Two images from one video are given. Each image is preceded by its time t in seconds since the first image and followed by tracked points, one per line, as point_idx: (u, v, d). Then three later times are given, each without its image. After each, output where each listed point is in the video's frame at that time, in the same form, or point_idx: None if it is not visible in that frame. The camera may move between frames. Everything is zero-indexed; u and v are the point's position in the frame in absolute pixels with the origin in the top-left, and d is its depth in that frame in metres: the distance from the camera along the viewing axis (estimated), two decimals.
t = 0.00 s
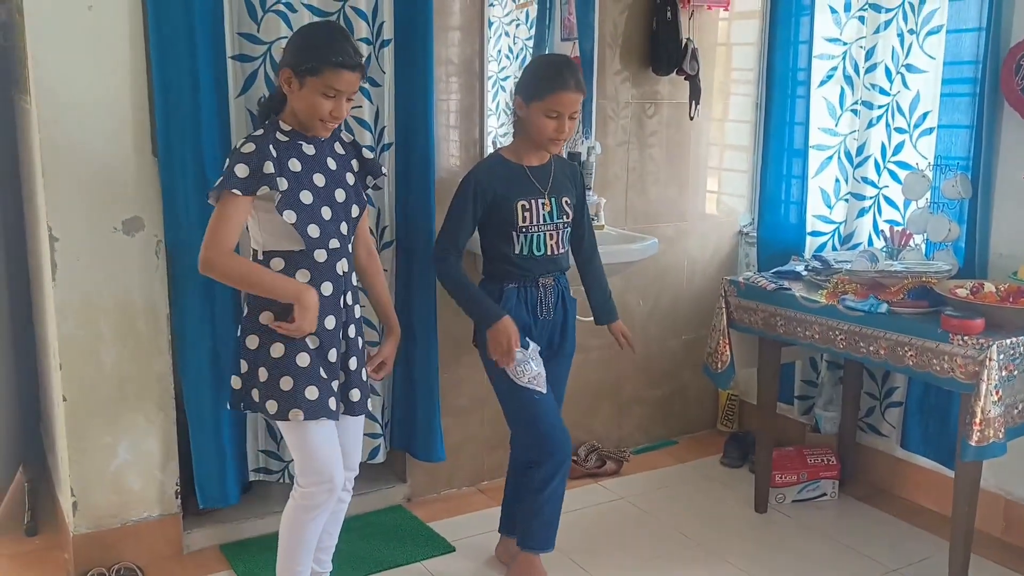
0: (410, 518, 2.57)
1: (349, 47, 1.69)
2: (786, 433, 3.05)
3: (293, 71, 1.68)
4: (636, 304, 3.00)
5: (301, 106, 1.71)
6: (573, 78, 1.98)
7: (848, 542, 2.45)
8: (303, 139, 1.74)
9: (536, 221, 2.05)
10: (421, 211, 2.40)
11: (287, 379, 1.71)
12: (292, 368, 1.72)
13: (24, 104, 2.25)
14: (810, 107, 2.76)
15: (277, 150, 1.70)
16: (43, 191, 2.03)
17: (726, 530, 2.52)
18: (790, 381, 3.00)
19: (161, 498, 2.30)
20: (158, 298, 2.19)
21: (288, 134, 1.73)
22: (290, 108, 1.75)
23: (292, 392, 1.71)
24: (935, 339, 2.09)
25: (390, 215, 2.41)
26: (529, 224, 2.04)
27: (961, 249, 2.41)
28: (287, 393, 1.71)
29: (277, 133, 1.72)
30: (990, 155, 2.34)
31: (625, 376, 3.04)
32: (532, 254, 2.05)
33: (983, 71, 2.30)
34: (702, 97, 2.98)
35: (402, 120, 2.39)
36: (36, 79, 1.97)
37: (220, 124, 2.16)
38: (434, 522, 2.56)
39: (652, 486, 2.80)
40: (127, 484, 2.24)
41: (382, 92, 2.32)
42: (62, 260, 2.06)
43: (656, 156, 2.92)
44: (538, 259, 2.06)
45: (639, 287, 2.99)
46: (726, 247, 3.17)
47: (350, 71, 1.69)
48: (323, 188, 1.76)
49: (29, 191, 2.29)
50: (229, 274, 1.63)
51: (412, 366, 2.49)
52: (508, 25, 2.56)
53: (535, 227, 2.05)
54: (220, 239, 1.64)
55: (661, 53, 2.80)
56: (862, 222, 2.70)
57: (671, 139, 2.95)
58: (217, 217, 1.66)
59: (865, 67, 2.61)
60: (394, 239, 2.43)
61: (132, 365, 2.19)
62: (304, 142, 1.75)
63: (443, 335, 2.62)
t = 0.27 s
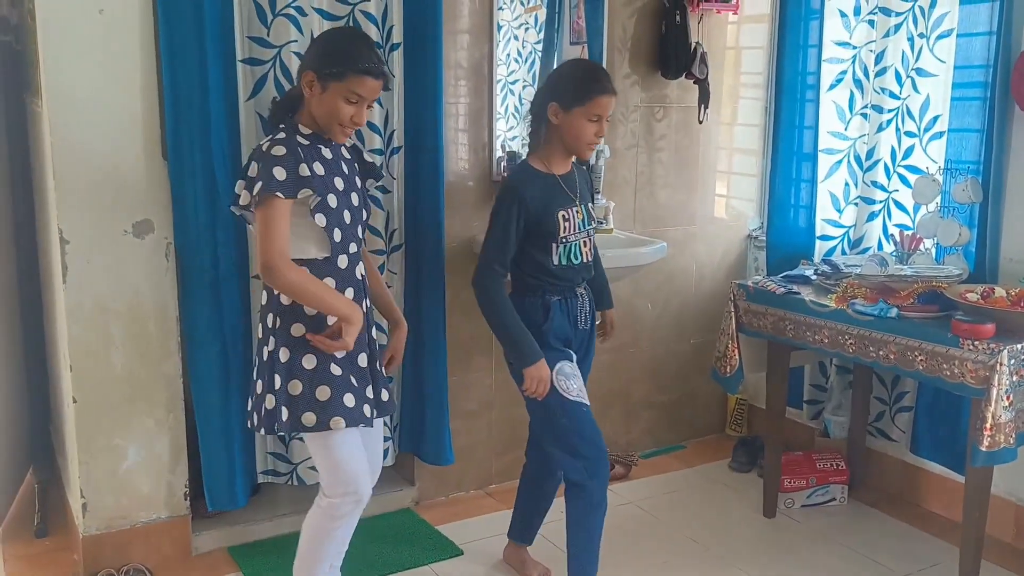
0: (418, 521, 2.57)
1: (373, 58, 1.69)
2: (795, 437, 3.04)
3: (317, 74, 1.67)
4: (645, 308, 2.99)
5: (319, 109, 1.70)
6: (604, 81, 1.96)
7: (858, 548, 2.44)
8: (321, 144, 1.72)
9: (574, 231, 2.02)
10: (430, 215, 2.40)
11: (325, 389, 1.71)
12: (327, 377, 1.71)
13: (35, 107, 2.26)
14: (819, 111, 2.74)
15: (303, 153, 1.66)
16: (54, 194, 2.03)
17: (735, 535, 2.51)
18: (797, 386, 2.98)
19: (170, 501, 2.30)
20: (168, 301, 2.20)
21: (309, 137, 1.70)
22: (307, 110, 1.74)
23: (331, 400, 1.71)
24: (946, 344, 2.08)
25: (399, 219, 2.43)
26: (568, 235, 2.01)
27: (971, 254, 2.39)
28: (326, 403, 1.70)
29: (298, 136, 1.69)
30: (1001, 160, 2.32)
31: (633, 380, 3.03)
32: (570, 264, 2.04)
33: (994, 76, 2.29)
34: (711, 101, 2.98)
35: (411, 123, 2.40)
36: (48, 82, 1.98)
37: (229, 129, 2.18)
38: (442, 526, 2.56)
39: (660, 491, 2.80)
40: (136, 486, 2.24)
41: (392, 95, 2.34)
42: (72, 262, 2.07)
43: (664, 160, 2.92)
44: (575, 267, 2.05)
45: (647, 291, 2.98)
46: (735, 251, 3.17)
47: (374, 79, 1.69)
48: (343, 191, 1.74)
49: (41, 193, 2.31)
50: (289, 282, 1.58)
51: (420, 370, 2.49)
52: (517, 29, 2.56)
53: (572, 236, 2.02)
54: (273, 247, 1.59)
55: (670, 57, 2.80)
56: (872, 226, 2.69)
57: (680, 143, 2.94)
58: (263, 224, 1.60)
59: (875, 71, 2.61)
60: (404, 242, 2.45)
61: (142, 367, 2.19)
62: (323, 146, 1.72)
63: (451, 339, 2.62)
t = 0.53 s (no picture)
0: (420, 521, 2.58)
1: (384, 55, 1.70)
2: (798, 438, 3.04)
3: (333, 72, 1.68)
4: (647, 309, 2.99)
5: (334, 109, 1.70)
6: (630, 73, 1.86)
7: (860, 549, 2.44)
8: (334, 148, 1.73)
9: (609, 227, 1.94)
10: (433, 216, 2.40)
11: (360, 386, 1.73)
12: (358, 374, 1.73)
13: (38, 108, 2.27)
14: (822, 112, 2.75)
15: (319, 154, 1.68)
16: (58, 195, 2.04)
17: (738, 535, 2.51)
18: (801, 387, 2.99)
19: (173, 501, 2.30)
20: (171, 301, 2.20)
21: (324, 139, 1.71)
22: (319, 110, 1.73)
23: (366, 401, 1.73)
24: (948, 344, 2.08)
25: (402, 219, 2.43)
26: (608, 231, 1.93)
27: (974, 254, 2.39)
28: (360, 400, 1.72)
29: (314, 137, 1.70)
30: (1004, 160, 2.32)
31: (635, 381, 3.03)
32: (607, 260, 1.95)
33: (997, 76, 2.28)
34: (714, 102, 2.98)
35: (414, 124, 2.39)
36: (52, 83, 1.98)
37: (231, 131, 2.18)
38: (445, 526, 2.56)
39: (662, 491, 2.80)
40: (139, 487, 2.25)
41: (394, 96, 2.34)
42: (75, 263, 2.07)
43: (667, 160, 2.92)
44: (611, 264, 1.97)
45: (649, 291, 2.98)
46: (738, 251, 3.17)
47: (389, 79, 1.71)
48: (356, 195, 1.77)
49: (44, 194, 2.31)
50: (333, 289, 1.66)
51: (423, 370, 2.49)
52: (520, 30, 2.56)
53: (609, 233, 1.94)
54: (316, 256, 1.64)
55: (672, 58, 2.79)
56: (875, 227, 2.69)
57: (682, 143, 2.94)
58: (302, 232, 1.64)
59: (878, 71, 2.60)
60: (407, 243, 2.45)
61: (144, 367, 2.20)
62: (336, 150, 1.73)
63: (454, 339, 2.63)
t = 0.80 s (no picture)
0: (421, 525, 2.57)
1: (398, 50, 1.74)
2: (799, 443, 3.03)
3: (364, 77, 1.67)
4: (649, 313, 2.99)
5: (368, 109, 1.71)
6: (629, 83, 1.81)
7: (862, 554, 2.43)
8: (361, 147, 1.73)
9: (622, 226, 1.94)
10: (435, 219, 2.41)
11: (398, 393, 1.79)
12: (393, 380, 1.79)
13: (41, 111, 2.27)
14: (824, 117, 2.76)
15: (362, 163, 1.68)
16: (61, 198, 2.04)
17: (739, 540, 2.50)
18: (804, 391, 2.99)
19: (174, 504, 2.30)
20: (173, 304, 2.20)
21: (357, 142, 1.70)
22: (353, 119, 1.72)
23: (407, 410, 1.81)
24: (951, 349, 2.08)
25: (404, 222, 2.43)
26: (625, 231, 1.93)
27: (976, 259, 2.39)
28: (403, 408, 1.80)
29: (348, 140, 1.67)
30: (1005, 165, 2.32)
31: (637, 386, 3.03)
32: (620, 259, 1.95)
33: (999, 81, 2.29)
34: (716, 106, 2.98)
35: (415, 128, 2.40)
36: (55, 85, 1.99)
37: (235, 135, 2.19)
38: (446, 530, 2.55)
39: (664, 496, 2.80)
40: (141, 489, 2.25)
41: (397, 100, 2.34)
42: (78, 265, 2.08)
43: (669, 165, 2.92)
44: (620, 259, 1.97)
45: (651, 295, 2.98)
46: (740, 255, 3.17)
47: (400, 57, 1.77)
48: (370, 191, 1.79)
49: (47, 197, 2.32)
50: (406, 301, 1.72)
51: (424, 373, 2.48)
52: (521, 34, 2.56)
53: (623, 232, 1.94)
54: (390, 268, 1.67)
55: (674, 62, 2.80)
56: (877, 231, 2.68)
57: (684, 148, 2.94)
58: (379, 245, 1.64)
59: (880, 76, 2.60)
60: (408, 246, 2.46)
61: (146, 370, 2.20)
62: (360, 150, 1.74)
63: (456, 342, 2.63)
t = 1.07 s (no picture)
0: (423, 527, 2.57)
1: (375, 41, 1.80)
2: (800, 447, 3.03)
3: (359, 72, 1.71)
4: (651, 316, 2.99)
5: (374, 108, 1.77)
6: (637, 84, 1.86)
7: (865, 558, 2.43)
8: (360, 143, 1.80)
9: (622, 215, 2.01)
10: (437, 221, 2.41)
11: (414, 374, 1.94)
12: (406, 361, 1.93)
13: (45, 111, 2.27)
14: (827, 120, 2.76)
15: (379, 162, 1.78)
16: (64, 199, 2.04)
17: (741, 544, 2.50)
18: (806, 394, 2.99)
19: (176, 505, 2.30)
20: (175, 305, 2.20)
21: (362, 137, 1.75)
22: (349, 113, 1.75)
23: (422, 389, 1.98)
24: (953, 353, 2.08)
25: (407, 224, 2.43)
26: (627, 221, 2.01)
27: (979, 263, 2.39)
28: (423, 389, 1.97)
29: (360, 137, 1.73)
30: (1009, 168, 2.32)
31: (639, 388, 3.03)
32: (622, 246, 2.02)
33: (1003, 85, 2.28)
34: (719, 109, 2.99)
35: (418, 130, 2.40)
36: (59, 85, 1.99)
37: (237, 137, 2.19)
38: (448, 532, 2.55)
39: (666, 499, 2.79)
40: (143, 490, 2.24)
41: (400, 102, 2.34)
42: (81, 266, 2.08)
43: (672, 167, 2.92)
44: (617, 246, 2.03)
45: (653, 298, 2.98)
46: (742, 259, 3.16)
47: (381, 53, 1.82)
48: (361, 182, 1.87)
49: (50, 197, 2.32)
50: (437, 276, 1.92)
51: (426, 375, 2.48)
52: (525, 37, 2.56)
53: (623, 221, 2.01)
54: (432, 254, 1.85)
55: (677, 65, 2.80)
56: (880, 235, 2.68)
57: (687, 150, 2.94)
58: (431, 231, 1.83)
59: (883, 79, 2.59)
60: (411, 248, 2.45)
61: (149, 371, 2.20)
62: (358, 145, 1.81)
63: (458, 344, 2.63)
